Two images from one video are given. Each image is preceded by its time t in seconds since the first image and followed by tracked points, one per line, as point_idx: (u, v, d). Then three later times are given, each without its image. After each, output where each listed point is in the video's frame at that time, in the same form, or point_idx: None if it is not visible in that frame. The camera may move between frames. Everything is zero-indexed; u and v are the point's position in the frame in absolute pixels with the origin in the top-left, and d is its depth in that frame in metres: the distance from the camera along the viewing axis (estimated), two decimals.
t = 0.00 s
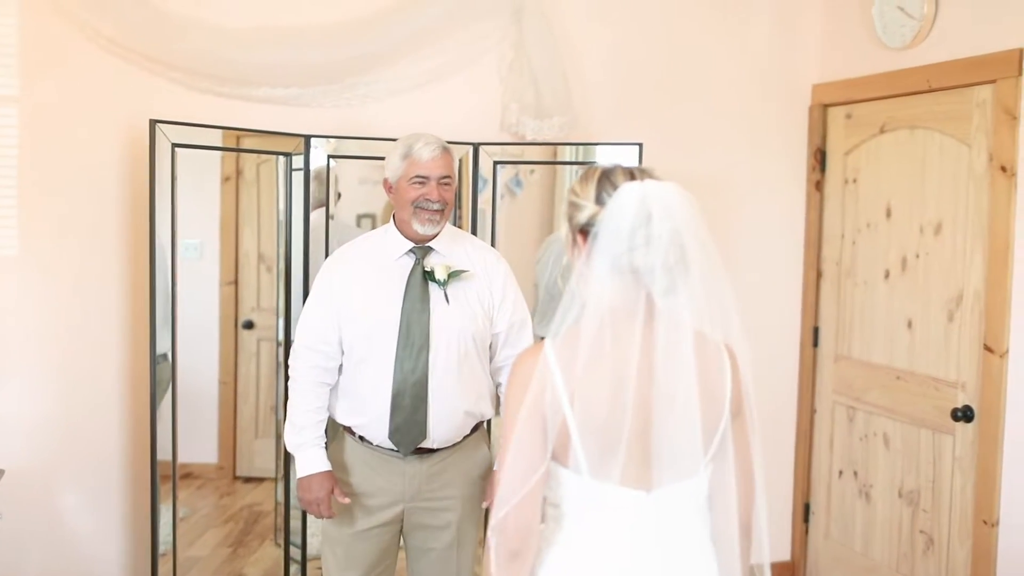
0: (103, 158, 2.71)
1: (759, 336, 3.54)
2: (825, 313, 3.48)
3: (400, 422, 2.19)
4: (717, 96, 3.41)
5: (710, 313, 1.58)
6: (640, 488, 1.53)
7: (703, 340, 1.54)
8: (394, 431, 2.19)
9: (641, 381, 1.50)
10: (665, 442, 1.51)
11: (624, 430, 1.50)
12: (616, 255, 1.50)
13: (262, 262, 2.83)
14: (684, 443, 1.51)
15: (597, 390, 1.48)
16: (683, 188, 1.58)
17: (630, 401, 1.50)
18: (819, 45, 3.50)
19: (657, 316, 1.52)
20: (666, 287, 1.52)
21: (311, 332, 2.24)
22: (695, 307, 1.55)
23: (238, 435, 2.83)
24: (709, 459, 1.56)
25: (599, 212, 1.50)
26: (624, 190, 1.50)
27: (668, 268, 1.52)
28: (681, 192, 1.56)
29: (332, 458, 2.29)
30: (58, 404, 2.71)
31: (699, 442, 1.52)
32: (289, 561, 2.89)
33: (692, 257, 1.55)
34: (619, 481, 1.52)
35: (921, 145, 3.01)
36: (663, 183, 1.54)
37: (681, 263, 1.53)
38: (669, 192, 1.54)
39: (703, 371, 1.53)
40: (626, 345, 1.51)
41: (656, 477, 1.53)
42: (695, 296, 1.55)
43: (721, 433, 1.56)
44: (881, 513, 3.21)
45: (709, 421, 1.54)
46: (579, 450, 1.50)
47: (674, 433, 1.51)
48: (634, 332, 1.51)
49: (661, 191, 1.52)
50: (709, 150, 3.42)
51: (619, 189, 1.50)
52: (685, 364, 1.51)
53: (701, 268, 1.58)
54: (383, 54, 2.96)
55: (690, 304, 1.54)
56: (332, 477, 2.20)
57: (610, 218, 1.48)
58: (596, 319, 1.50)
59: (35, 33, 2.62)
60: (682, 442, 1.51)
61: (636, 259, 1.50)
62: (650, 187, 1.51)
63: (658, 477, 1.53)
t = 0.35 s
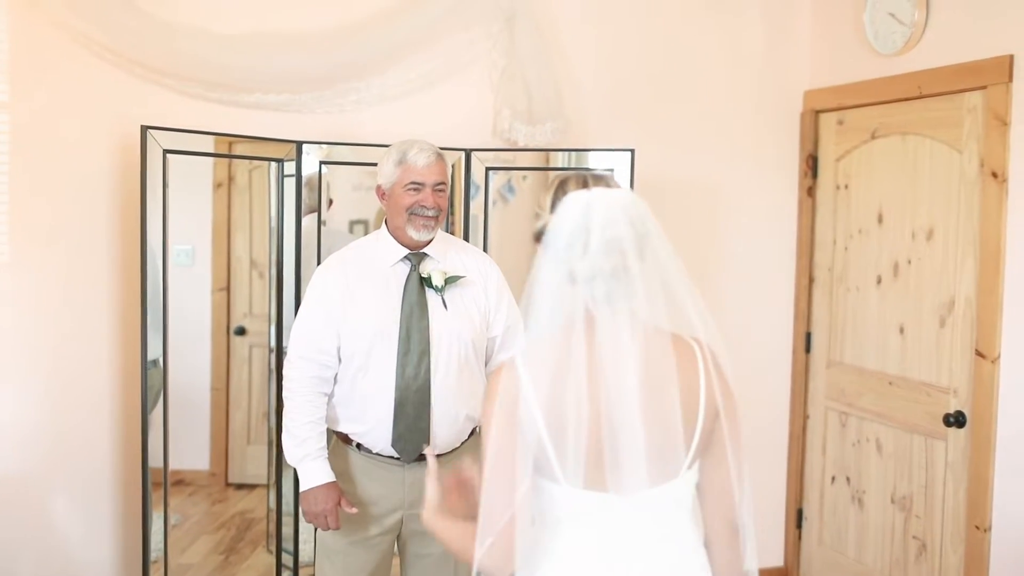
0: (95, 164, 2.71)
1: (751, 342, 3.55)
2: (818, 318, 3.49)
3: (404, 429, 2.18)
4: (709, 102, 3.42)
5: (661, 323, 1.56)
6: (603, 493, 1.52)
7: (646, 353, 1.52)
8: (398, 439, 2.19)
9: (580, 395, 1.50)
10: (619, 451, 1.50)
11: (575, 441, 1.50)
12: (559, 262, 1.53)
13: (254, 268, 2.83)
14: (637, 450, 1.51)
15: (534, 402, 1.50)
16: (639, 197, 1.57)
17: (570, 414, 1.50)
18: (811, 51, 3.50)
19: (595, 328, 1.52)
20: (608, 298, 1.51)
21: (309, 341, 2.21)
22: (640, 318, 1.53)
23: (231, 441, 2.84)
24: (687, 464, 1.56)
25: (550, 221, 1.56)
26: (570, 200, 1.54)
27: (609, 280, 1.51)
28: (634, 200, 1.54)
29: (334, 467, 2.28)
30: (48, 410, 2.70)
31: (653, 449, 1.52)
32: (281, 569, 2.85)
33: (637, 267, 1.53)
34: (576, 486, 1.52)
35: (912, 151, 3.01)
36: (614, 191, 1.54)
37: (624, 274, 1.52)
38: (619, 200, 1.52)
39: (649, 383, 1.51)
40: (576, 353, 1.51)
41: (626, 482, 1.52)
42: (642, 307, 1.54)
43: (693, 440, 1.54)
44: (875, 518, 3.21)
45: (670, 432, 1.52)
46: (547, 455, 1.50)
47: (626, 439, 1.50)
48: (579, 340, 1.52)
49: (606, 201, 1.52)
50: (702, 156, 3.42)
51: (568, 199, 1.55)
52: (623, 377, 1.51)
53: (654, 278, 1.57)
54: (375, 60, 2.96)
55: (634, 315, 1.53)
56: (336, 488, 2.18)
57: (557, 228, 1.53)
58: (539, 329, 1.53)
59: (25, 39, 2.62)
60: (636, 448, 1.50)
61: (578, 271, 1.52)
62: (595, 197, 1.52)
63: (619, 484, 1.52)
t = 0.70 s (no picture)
0: (92, 167, 2.70)
1: (748, 346, 3.55)
2: (814, 323, 3.49)
3: (401, 433, 2.19)
4: (705, 106, 3.42)
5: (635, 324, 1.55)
6: (610, 492, 1.52)
7: (607, 355, 1.50)
8: (395, 442, 2.18)
9: (540, 392, 1.50)
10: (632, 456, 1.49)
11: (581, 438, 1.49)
12: (529, 265, 1.57)
13: (250, 273, 2.81)
14: (643, 452, 1.49)
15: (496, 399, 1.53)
16: (615, 205, 1.60)
17: (532, 413, 1.49)
18: (807, 56, 3.51)
19: (557, 329, 1.53)
20: (573, 299, 1.53)
21: (308, 344, 2.20)
22: (604, 320, 1.52)
23: (226, 446, 2.82)
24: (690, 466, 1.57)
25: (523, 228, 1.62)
26: (540, 207, 1.60)
27: (574, 280, 1.53)
28: (602, 206, 1.58)
29: (332, 472, 2.27)
30: (44, 413, 2.69)
31: (658, 454, 1.51)
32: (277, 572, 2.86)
33: (602, 268, 1.53)
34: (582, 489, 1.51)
35: (907, 156, 3.02)
36: (581, 197, 1.59)
37: (590, 276, 1.53)
38: (582, 205, 1.57)
39: (613, 385, 1.50)
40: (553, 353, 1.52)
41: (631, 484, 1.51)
42: (611, 309, 1.53)
43: (690, 443, 1.55)
44: (871, 523, 3.21)
45: (675, 430, 1.52)
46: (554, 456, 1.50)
47: (634, 441, 1.49)
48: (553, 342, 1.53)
49: (572, 204, 1.57)
50: (698, 160, 3.42)
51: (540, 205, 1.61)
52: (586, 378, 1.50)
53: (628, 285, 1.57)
54: (372, 64, 2.96)
55: (598, 317, 1.52)
56: (332, 492, 2.17)
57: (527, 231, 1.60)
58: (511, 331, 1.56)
59: (23, 42, 2.61)
60: (644, 449, 1.50)
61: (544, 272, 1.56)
62: (563, 202, 1.58)
63: (626, 484, 1.51)
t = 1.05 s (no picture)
0: (89, 168, 2.70)
1: (746, 347, 3.55)
2: (812, 324, 3.49)
3: (395, 433, 2.18)
4: (703, 108, 3.42)
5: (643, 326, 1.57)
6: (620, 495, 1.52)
7: (615, 355, 1.52)
8: (388, 443, 2.18)
9: (556, 391, 1.48)
10: (641, 457, 1.51)
11: (595, 440, 1.49)
12: (534, 264, 1.56)
13: (248, 274, 2.81)
14: (653, 451, 1.51)
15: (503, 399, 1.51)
16: (622, 204, 1.60)
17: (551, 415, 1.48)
18: (804, 58, 3.51)
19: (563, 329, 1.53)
20: (582, 299, 1.53)
21: (307, 344, 2.21)
22: (611, 320, 1.54)
23: (223, 445, 2.82)
24: (698, 464, 1.58)
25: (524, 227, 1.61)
26: (544, 207, 1.59)
27: (581, 280, 1.54)
28: (608, 207, 1.58)
29: (327, 471, 2.28)
30: (40, 414, 2.68)
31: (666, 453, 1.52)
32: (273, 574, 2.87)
33: (611, 270, 1.54)
34: (593, 490, 1.51)
35: (904, 157, 3.03)
36: (588, 197, 1.59)
37: (600, 277, 1.54)
38: (588, 205, 1.57)
39: (622, 386, 1.51)
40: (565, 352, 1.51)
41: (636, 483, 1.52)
42: (620, 310, 1.54)
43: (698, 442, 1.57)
44: (868, 524, 3.21)
45: (674, 431, 1.53)
46: (568, 459, 1.49)
47: (644, 441, 1.50)
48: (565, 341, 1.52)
49: (579, 204, 1.57)
50: (696, 162, 3.43)
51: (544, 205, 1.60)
52: (597, 378, 1.51)
53: (633, 286, 1.58)
54: (370, 65, 2.95)
55: (605, 317, 1.53)
56: (325, 491, 2.17)
57: (530, 229, 1.59)
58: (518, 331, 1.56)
59: (20, 42, 2.60)
60: (652, 448, 1.51)
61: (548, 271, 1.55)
62: (571, 202, 1.57)
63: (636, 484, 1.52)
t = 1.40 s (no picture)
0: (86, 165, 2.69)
1: (744, 343, 3.54)
2: (810, 320, 3.49)
3: (388, 431, 2.18)
4: (701, 104, 3.42)
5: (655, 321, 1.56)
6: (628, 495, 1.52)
7: (630, 354, 1.52)
8: (382, 440, 2.18)
9: (572, 385, 1.48)
10: (648, 457, 1.50)
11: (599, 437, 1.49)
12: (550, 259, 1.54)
13: (245, 271, 2.80)
14: (662, 451, 1.50)
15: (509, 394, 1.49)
16: (636, 199, 1.58)
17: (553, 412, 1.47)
18: (802, 55, 3.51)
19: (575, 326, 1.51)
20: (597, 296, 1.51)
21: (304, 340, 2.20)
22: (625, 318, 1.53)
23: (222, 443, 2.80)
24: (699, 461, 1.58)
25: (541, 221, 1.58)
26: (562, 201, 1.57)
27: (598, 277, 1.51)
28: (625, 202, 1.55)
29: (322, 468, 2.27)
30: (38, 413, 2.68)
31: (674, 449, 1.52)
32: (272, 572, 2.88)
33: (627, 268, 1.52)
34: (599, 489, 1.51)
35: (903, 153, 3.02)
36: (605, 193, 1.56)
37: (614, 274, 1.51)
38: (606, 200, 1.54)
39: (636, 385, 1.50)
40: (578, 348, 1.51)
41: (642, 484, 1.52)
42: (633, 307, 1.53)
43: (702, 442, 1.57)
44: (866, 521, 3.21)
45: (680, 432, 1.53)
46: (573, 458, 1.49)
47: (653, 442, 1.50)
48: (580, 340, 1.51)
49: (597, 200, 1.54)
50: (693, 158, 3.42)
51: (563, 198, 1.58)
52: (608, 375, 1.50)
53: (648, 281, 1.57)
54: (367, 62, 2.95)
55: (619, 314, 1.52)
56: (320, 487, 2.18)
57: (547, 222, 1.56)
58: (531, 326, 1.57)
59: (16, 40, 2.59)
60: (660, 448, 1.50)
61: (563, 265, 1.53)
62: (588, 197, 1.55)
63: (643, 485, 1.52)
